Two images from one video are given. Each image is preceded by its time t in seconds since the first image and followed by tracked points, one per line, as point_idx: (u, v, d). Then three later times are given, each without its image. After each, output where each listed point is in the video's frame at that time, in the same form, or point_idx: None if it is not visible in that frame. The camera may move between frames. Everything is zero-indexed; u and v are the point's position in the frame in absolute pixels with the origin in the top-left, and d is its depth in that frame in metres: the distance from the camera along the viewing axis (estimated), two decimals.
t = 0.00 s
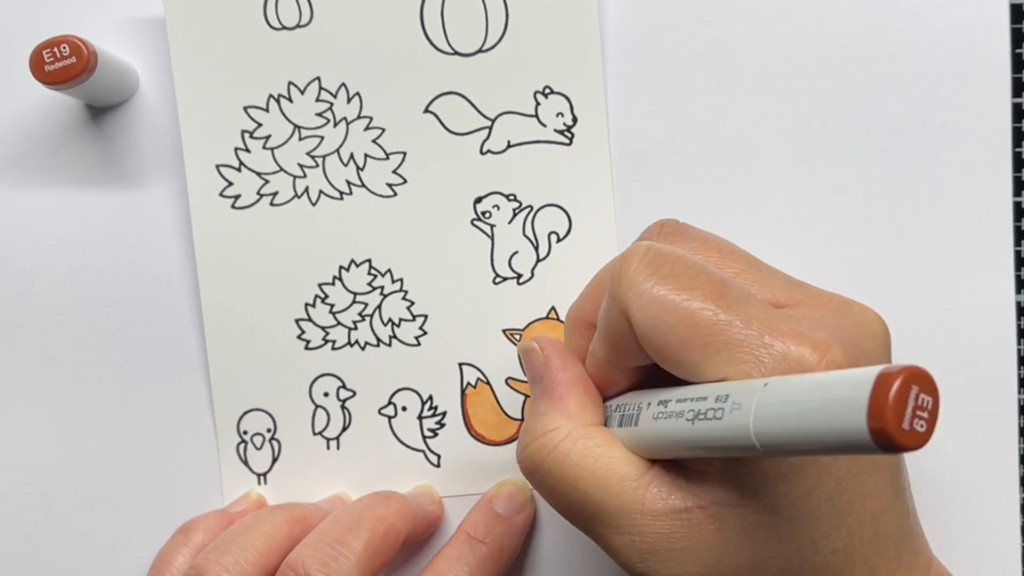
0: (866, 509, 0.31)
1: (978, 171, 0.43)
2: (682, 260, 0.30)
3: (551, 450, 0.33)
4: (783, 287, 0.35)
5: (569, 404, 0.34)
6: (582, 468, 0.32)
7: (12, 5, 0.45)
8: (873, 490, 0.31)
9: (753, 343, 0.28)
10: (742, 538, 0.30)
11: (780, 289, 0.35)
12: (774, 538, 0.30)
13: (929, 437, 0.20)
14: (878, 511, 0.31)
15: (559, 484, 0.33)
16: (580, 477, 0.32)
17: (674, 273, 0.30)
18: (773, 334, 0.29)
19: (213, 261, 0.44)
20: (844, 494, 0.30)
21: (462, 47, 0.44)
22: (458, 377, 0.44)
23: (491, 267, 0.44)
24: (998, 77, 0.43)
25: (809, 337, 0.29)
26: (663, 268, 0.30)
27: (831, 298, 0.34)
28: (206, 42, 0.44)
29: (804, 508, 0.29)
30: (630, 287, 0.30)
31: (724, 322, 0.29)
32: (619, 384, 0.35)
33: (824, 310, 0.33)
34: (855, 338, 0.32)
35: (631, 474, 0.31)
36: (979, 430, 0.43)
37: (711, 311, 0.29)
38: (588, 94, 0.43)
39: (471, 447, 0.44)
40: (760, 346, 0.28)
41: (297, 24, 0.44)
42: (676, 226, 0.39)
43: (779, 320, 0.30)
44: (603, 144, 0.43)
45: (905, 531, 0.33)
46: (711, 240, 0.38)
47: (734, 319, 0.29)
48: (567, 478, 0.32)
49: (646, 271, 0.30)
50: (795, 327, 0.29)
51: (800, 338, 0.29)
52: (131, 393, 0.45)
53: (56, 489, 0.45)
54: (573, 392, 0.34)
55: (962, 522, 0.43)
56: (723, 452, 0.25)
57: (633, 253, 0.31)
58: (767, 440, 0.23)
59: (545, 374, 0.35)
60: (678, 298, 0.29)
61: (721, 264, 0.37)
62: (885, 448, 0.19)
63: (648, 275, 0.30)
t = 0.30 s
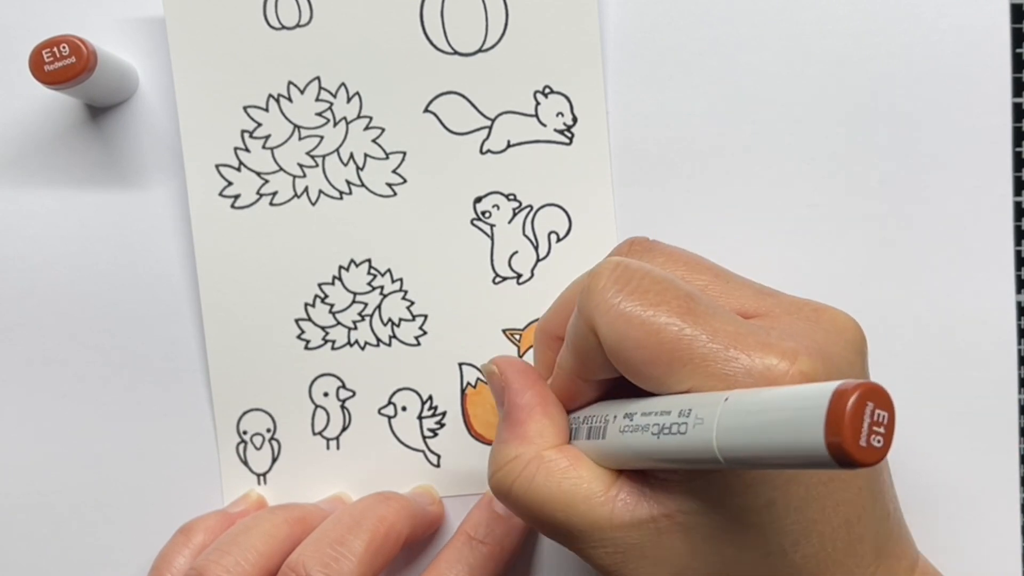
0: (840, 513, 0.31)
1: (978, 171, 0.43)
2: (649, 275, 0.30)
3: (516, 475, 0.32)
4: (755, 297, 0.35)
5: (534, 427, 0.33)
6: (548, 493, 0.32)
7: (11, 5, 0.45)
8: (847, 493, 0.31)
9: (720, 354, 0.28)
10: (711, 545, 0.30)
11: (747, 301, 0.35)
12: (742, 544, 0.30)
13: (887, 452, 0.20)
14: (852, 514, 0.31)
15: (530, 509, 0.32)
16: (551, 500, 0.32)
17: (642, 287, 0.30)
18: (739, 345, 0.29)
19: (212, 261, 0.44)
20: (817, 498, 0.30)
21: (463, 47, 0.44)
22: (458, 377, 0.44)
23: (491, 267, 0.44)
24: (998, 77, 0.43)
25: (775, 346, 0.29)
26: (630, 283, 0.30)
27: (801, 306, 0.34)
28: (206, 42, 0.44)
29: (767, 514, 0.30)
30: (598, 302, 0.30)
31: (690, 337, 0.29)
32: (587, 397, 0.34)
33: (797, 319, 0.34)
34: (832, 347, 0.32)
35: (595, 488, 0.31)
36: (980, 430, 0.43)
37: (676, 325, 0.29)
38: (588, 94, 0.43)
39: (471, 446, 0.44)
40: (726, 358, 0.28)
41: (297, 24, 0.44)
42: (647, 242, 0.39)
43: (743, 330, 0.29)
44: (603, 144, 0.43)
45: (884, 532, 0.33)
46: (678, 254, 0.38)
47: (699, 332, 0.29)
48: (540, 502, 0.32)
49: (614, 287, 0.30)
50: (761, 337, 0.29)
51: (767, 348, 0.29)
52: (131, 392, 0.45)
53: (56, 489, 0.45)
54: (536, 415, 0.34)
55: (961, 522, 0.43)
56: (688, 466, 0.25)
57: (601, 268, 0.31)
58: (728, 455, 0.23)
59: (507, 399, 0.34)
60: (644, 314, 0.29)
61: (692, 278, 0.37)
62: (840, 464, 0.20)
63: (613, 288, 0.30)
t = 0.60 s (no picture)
0: (834, 503, 0.31)
1: (978, 171, 0.43)
2: (637, 270, 0.30)
3: (506, 481, 0.32)
4: (745, 290, 0.35)
5: (518, 430, 0.33)
6: (541, 494, 0.32)
7: (11, 5, 0.45)
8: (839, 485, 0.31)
9: (709, 346, 0.29)
10: (705, 536, 0.30)
11: (737, 296, 0.35)
12: (733, 534, 0.30)
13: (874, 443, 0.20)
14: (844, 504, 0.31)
15: (526, 513, 0.32)
16: (544, 500, 0.32)
17: (630, 281, 0.30)
18: (727, 337, 0.29)
19: (212, 261, 0.44)
20: (810, 490, 0.30)
21: (463, 47, 0.44)
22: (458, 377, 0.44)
23: (491, 267, 0.44)
24: (998, 77, 0.43)
25: (763, 337, 0.29)
26: (618, 278, 0.30)
27: (789, 299, 0.34)
28: (206, 42, 0.44)
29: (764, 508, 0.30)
30: (585, 298, 0.30)
31: (677, 331, 0.29)
32: (571, 392, 0.34)
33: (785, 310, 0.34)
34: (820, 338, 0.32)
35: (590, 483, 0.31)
36: (980, 430, 0.43)
37: (665, 320, 0.29)
38: (588, 94, 0.43)
39: (471, 446, 0.44)
40: (712, 350, 0.28)
41: (297, 24, 0.44)
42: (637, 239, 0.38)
43: (733, 323, 0.30)
44: (603, 144, 0.43)
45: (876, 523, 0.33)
46: (668, 251, 0.37)
47: (687, 325, 0.29)
48: (534, 503, 0.32)
49: (602, 284, 0.30)
50: (749, 329, 0.30)
51: (756, 340, 0.29)
52: (131, 393, 0.45)
53: (56, 489, 0.45)
54: (517, 418, 0.34)
55: (961, 522, 0.43)
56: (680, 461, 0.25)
57: (589, 262, 0.30)
58: (722, 450, 0.23)
59: (485, 407, 0.34)
60: (633, 308, 0.29)
61: (681, 273, 0.37)
62: (835, 457, 0.20)
63: (601, 282, 0.30)
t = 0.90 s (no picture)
0: (870, 431, 0.32)
1: (977, 170, 0.43)
2: (699, 178, 0.30)
3: (550, 370, 0.33)
4: (806, 211, 0.35)
5: (564, 322, 0.33)
6: (583, 389, 0.32)
7: (12, 5, 0.45)
8: (746, 436, 0.31)
9: (767, 261, 0.28)
10: (749, 452, 0.31)
11: (796, 216, 0.35)
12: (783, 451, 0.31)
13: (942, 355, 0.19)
14: (764, 452, 0.31)
15: (559, 399, 0.33)
16: (588, 398, 0.32)
17: (691, 191, 0.29)
18: (788, 253, 0.28)
19: (212, 261, 0.44)
20: (846, 416, 0.31)
21: (463, 47, 0.44)
22: (458, 377, 0.44)
23: (491, 267, 0.44)
24: (997, 77, 0.43)
25: (825, 258, 0.29)
26: (680, 186, 0.30)
27: (851, 225, 0.34)
28: (207, 42, 0.44)
29: (649, 464, 0.32)
30: (648, 202, 0.30)
31: (740, 241, 0.28)
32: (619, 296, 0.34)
33: (849, 237, 0.33)
34: (878, 265, 0.32)
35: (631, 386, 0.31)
36: (979, 430, 0.43)
37: (724, 228, 0.29)
38: (588, 94, 0.43)
39: (470, 446, 0.44)
40: (772, 265, 0.28)
41: (297, 24, 0.44)
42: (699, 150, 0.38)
43: (793, 241, 0.29)
44: (603, 144, 0.43)
45: (827, 467, 0.31)
46: (730, 162, 0.37)
47: (750, 237, 0.29)
48: (572, 394, 0.32)
49: (665, 187, 0.30)
50: (810, 249, 0.29)
51: (815, 258, 0.28)
52: (132, 392, 0.45)
53: (56, 489, 0.45)
54: (564, 310, 0.34)
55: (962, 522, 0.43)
56: (725, 366, 0.25)
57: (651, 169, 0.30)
58: (772, 356, 0.23)
59: (531, 297, 0.34)
60: (694, 214, 0.29)
61: (744, 185, 0.36)
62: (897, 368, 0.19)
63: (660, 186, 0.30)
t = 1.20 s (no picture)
0: (864, 434, 0.31)
1: (977, 170, 0.43)
2: (690, 181, 0.30)
3: (541, 376, 0.33)
4: (799, 212, 0.35)
5: (559, 328, 0.34)
6: (573, 395, 0.32)
7: (11, 5, 0.45)
8: (734, 438, 0.31)
9: (758, 263, 0.28)
10: (740, 454, 0.31)
11: (788, 217, 0.35)
12: (777, 454, 0.31)
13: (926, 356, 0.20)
14: (753, 454, 0.31)
15: (549, 404, 0.33)
16: (577, 403, 0.32)
17: (683, 192, 0.30)
18: (778, 255, 0.28)
19: (212, 261, 0.44)
20: (839, 419, 0.30)
21: (463, 47, 0.44)
22: (458, 377, 0.44)
23: (491, 266, 0.44)
24: (997, 77, 0.43)
25: (816, 259, 0.29)
26: (672, 189, 0.30)
27: (844, 226, 0.34)
28: (207, 42, 0.44)
29: (641, 467, 0.32)
30: (639, 205, 0.30)
31: (729, 244, 0.29)
32: (616, 301, 0.34)
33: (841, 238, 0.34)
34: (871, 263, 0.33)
35: (622, 390, 0.32)
36: (980, 431, 0.43)
37: (715, 230, 0.29)
38: (588, 94, 0.43)
39: (470, 446, 0.44)
40: (762, 266, 0.28)
41: (297, 24, 0.44)
42: (695, 151, 0.38)
43: (785, 243, 0.29)
44: (603, 144, 0.43)
45: (817, 469, 0.31)
46: (724, 165, 0.37)
47: (740, 239, 0.29)
48: (562, 400, 0.33)
49: (656, 190, 0.30)
50: (801, 251, 0.29)
51: (806, 260, 0.28)
52: (132, 392, 0.45)
53: (55, 489, 0.45)
54: (561, 317, 0.34)
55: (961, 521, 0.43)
56: (718, 370, 0.25)
57: (643, 170, 0.30)
58: (761, 360, 0.23)
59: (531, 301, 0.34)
60: (684, 217, 0.29)
61: (736, 188, 0.36)
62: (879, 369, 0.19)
63: (650, 190, 0.30)
